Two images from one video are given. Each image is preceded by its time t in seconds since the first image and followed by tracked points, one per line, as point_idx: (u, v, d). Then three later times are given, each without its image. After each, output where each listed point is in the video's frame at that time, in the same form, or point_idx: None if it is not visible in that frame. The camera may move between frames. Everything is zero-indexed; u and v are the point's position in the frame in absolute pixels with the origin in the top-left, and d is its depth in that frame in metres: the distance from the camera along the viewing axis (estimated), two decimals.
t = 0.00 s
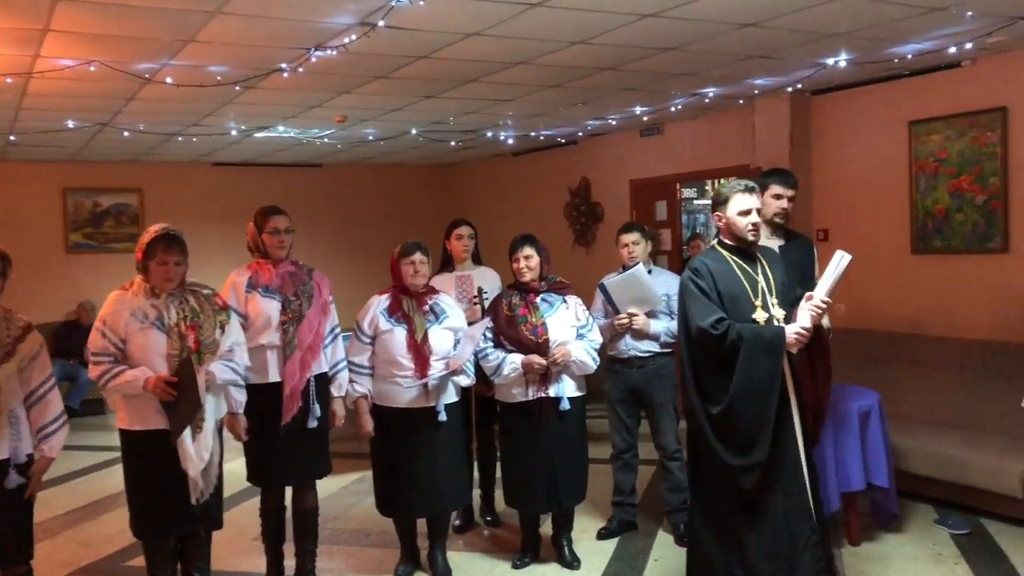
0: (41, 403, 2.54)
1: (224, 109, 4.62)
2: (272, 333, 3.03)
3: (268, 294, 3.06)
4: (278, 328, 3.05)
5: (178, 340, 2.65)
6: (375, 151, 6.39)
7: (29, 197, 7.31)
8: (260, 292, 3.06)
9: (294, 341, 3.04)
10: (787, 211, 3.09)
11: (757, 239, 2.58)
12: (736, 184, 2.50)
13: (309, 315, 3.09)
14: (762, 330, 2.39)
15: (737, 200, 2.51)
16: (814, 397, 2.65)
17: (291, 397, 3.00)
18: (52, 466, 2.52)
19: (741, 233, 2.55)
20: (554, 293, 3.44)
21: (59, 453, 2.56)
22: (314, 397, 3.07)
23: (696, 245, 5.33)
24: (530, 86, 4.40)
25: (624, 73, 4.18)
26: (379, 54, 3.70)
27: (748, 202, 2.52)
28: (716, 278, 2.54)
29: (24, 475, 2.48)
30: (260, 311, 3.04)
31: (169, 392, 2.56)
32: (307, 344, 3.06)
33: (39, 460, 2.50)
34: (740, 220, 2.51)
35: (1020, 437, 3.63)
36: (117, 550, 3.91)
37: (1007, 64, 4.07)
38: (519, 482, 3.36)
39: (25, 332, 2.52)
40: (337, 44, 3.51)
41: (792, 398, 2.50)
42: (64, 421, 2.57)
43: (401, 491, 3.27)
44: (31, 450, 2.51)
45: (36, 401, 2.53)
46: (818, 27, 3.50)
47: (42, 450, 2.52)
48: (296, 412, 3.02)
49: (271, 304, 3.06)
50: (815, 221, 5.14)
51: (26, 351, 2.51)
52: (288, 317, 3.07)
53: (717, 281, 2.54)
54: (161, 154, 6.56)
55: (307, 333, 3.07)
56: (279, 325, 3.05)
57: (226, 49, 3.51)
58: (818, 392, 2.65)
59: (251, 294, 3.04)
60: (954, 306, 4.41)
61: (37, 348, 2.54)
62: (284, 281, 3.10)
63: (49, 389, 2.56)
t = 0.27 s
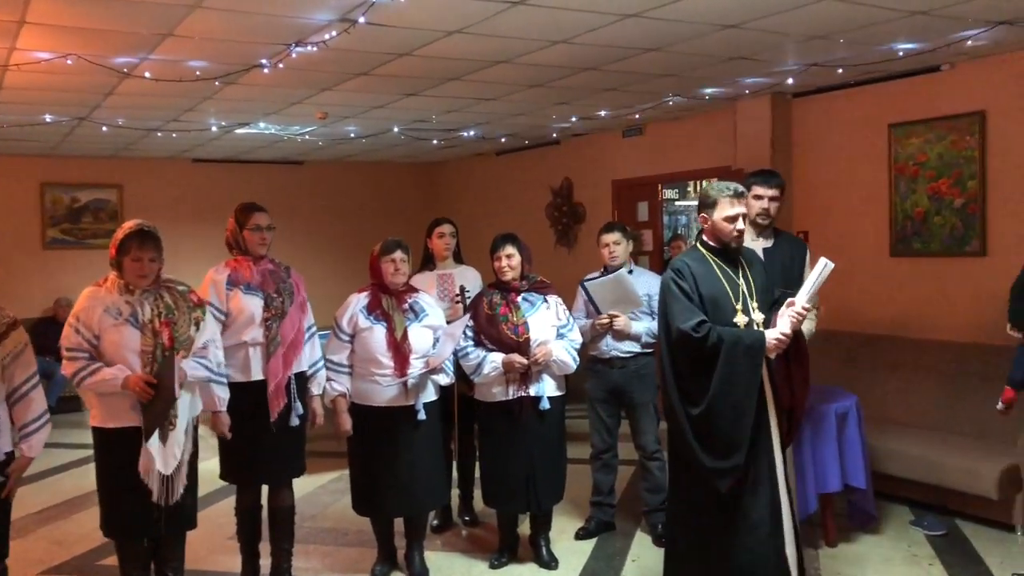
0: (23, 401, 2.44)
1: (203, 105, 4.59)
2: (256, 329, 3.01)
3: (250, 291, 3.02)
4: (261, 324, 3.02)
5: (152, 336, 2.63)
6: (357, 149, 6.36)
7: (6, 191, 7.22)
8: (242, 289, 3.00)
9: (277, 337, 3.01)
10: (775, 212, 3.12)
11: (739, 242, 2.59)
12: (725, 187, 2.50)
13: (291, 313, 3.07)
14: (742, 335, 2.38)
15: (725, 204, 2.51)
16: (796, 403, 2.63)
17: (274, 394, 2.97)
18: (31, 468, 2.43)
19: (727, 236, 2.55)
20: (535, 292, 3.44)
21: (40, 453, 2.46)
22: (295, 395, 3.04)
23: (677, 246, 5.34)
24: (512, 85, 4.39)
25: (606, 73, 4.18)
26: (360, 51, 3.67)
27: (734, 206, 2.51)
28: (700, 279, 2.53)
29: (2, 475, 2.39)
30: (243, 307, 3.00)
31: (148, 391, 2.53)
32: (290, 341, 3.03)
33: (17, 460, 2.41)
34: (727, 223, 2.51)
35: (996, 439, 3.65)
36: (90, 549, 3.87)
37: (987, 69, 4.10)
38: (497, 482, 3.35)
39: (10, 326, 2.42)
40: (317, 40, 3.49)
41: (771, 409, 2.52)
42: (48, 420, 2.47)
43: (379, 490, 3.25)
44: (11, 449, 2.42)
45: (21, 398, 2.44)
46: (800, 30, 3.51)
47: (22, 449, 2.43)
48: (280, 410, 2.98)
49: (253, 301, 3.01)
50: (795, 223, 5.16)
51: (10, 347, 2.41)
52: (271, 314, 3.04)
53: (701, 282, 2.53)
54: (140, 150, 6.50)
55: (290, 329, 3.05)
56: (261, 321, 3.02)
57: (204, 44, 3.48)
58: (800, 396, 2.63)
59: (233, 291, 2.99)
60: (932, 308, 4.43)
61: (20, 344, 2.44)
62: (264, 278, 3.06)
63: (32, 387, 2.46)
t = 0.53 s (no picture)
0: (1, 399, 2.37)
1: (183, 99, 4.54)
2: (234, 324, 2.97)
3: (228, 287, 2.98)
4: (239, 320, 2.98)
5: (128, 333, 2.59)
6: (339, 145, 6.32)
7: None
8: (220, 285, 2.96)
9: (255, 334, 2.98)
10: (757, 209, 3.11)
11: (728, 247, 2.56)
12: (718, 192, 2.45)
13: (269, 309, 3.04)
14: (718, 341, 2.37)
15: (717, 209, 2.47)
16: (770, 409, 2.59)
17: (250, 391, 2.94)
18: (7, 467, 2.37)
19: (715, 240, 2.51)
20: (517, 290, 3.41)
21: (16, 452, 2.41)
22: (272, 392, 3.01)
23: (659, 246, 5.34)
24: (496, 82, 4.38)
25: (589, 71, 4.17)
26: (343, 46, 3.65)
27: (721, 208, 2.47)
28: (680, 279, 2.52)
29: None
30: (221, 303, 2.96)
31: (127, 389, 2.52)
32: (268, 337, 3.00)
33: None
34: (716, 228, 2.47)
35: (973, 440, 3.67)
36: (63, 546, 3.82)
37: (969, 72, 4.13)
38: (476, 482, 3.33)
39: None
40: (299, 35, 3.46)
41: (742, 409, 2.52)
42: (27, 419, 2.42)
43: (357, 489, 3.23)
44: None
45: None
46: (783, 30, 3.51)
47: None
48: (256, 407, 2.96)
49: (231, 297, 2.98)
50: (777, 224, 5.17)
51: None
52: (249, 310, 3.01)
53: (682, 283, 2.52)
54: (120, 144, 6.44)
55: (268, 326, 3.02)
56: (239, 317, 2.99)
57: (184, 37, 3.44)
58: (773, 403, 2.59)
59: (211, 286, 2.95)
60: (912, 310, 4.46)
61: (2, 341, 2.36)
62: (242, 274, 3.02)
63: (12, 385, 2.39)
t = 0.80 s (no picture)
0: None
1: (159, 96, 4.50)
2: (206, 324, 2.95)
3: (201, 286, 2.95)
4: (213, 320, 2.96)
5: (100, 332, 2.57)
6: (318, 144, 6.29)
7: None
8: (194, 284, 2.94)
9: (229, 334, 2.96)
10: (724, 208, 3.09)
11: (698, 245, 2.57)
12: (684, 190, 2.47)
13: (243, 309, 3.02)
14: (692, 337, 2.40)
15: (684, 204, 2.49)
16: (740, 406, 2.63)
17: (223, 391, 2.91)
18: None
19: (683, 238, 2.53)
20: (497, 290, 3.40)
21: None
22: (245, 391, 2.99)
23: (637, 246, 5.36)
24: (475, 81, 4.37)
25: (568, 71, 4.17)
26: (321, 44, 3.62)
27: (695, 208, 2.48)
28: (653, 278, 2.54)
29: None
30: (194, 302, 2.93)
31: (101, 390, 2.50)
32: (241, 337, 2.98)
33: None
34: (683, 225, 2.49)
35: (948, 440, 3.70)
36: (35, 548, 3.78)
37: (945, 76, 4.17)
38: (454, 482, 3.32)
39: None
40: (276, 32, 3.43)
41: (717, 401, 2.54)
42: None
43: (334, 489, 3.21)
44: None
45: None
46: (761, 32, 3.53)
47: None
48: (229, 407, 2.93)
49: (205, 296, 2.95)
50: (755, 225, 5.20)
51: None
52: (222, 310, 2.98)
53: (654, 282, 2.53)
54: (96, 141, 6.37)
55: (242, 326, 3.00)
56: (212, 317, 2.96)
57: (159, 33, 3.41)
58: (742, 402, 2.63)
59: (184, 285, 2.92)
60: (887, 312, 4.49)
61: None
62: (215, 273, 3.00)
63: None
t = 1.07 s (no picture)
0: None
1: (127, 95, 4.42)
2: (174, 328, 2.89)
3: (170, 289, 2.90)
4: (181, 323, 2.90)
5: (70, 334, 2.51)
6: (288, 143, 6.23)
7: None
8: (162, 287, 2.88)
9: (198, 337, 2.91)
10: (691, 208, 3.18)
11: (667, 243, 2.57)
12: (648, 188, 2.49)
13: (213, 312, 2.97)
14: (659, 332, 2.41)
15: (646, 204, 2.50)
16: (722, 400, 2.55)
17: (192, 394, 2.86)
18: None
19: (647, 238, 2.55)
20: (473, 291, 3.38)
21: None
22: (215, 394, 2.94)
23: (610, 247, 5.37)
24: (449, 81, 4.34)
25: (542, 71, 4.17)
26: (293, 43, 3.58)
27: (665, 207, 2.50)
28: (622, 278, 2.55)
29: None
30: (163, 304, 2.88)
31: (57, 388, 2.42)
32: (211, 340, 2.93)
33: None
34: (644, 226, 2.51)
35: (919, 437, 3.75)
36: None
37: (913, 77, 4.22)
38: (430, 484, 3.30)
39: None
40: (247, 30, 3.38)
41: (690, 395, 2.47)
42: None
43: (308, 492, 3.17)
44: None
45: None
46: (735, 33, 3.55)
47: None
48: (198, 411, 2.88)
49: (174, 299, 2.90)
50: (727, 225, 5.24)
51: None
52: (191, 312, 2.93)
53: (624, 281, 2.55)
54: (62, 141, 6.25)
55: (211, 329, 2.95)
56: (180, 320, 2.91)
57: (128, 31, 3.35)
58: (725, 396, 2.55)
59: (152, 288, 2.86)
60: (858, 311, 4.54)
61: None
62: (185, 274, 2.94)
63: None
